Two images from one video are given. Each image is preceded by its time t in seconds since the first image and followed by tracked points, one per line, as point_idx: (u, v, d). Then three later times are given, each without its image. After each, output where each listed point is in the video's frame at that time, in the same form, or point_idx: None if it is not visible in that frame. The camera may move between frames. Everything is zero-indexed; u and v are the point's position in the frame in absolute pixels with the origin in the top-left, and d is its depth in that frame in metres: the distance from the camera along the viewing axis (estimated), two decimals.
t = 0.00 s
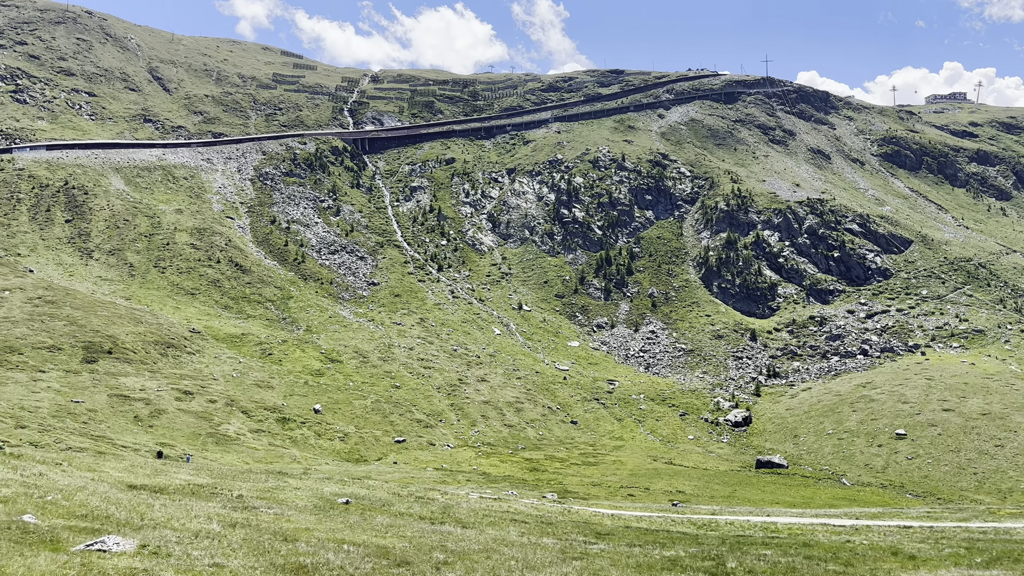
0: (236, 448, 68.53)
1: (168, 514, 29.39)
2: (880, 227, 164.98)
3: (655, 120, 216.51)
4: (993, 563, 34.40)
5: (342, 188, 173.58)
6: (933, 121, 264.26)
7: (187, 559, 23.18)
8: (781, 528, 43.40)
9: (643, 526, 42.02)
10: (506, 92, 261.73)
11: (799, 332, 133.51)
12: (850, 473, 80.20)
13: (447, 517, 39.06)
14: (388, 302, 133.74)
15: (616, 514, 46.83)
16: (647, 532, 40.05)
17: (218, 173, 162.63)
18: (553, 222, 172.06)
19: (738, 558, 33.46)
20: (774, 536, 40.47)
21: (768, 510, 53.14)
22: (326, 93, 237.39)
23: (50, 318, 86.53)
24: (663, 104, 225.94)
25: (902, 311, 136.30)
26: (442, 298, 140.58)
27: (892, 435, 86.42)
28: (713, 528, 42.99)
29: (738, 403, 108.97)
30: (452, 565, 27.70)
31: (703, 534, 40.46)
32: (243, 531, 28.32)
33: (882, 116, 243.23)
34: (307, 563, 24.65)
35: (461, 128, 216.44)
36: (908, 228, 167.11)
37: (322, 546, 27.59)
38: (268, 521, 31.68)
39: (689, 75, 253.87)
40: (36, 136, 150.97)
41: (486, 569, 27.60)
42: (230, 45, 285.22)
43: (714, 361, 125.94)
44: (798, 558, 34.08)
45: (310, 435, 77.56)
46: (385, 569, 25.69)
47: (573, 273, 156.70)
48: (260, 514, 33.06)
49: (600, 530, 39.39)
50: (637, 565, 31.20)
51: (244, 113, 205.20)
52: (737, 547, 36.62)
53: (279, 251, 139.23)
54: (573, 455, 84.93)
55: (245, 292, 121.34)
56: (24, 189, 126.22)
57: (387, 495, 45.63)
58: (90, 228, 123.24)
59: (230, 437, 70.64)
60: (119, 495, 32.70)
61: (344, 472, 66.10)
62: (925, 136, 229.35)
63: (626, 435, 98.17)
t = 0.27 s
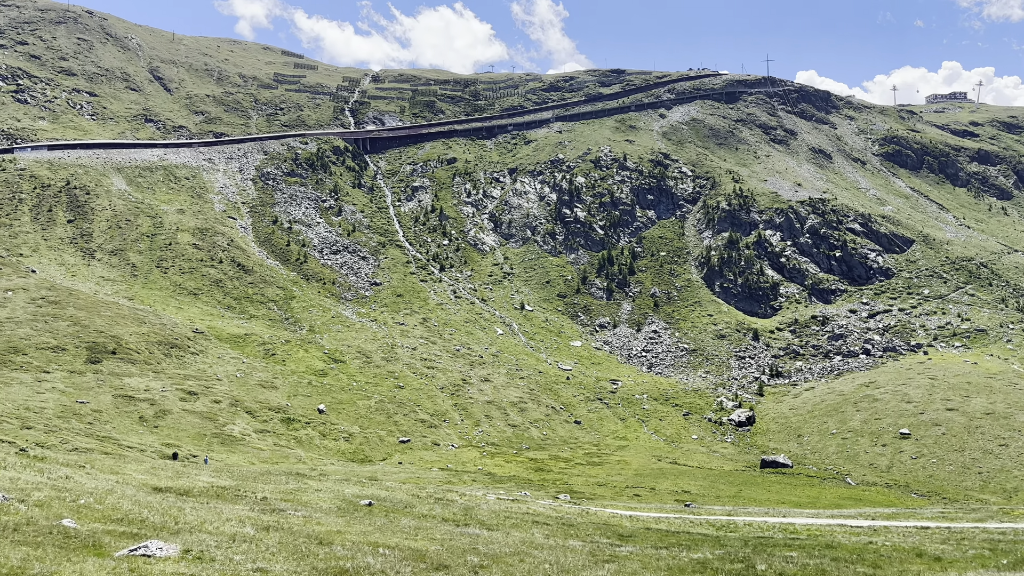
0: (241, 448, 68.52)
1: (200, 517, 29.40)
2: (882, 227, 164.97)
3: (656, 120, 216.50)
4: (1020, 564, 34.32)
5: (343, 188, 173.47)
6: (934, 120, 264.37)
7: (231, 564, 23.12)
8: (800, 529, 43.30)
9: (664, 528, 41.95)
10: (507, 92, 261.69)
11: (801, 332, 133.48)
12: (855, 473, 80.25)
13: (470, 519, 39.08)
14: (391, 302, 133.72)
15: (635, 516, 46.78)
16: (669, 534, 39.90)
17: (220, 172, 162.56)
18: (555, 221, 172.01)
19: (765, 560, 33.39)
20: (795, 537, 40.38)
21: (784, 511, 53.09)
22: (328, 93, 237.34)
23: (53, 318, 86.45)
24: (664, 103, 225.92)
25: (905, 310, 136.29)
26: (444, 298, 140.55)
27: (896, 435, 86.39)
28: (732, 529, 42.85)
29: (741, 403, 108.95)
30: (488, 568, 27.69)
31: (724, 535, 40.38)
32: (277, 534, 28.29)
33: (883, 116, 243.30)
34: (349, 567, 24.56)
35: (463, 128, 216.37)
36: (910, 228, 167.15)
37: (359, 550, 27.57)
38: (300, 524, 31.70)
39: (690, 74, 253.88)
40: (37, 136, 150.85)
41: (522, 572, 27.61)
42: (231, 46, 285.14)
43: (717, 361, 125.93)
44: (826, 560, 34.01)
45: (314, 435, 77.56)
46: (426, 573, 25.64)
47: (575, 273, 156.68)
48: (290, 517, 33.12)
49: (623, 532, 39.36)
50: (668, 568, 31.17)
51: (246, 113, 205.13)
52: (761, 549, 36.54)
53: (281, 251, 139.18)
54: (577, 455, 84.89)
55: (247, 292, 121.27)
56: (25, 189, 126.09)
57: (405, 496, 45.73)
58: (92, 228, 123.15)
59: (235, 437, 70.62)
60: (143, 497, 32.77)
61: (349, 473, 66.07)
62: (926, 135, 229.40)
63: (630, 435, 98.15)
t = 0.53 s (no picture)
0: (245, 451, 68.40)
1: (230, 522, 29.45)
2: (880, 227, 165.19)
3: (655, 121, 216.76)
4: None
5: (343, 190, 173.34)
6: (932, 121, 264.88)
7: (275, 571, 23.04)
8: (816, 530, 43.23)
9: (682, 530, 41.90)
10: (506, 93, 261.75)
11: (801, 332, 133.59)
12: (857, 473, 80.35)
13: (490, 522, 39.10)
14: (391, 303, 133.62)
15: (651, 518, 46.73)
16: (690, 537, 39.79)
17: (219, 174, 162.37)
18: (554, 222, 172.04)
19: (790, 563, 33.40)
20: (814, 539, 40.38)
21: (797, 512, 53.04)
22: (326, 95, 237.25)
23: (54, 321, 86.25)
24: (663, 104, 226.22)
25: (904, 311, 136.49)
26: (444, 299, 140.49)
27: (898, 435, 86.45)
28: (749, 531, 42.84)
29: (742, 403, 109.01)
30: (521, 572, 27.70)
31: (743, 538, 40.33)
32: (310, 539, 28.27)
33: (881, 116, 243.72)
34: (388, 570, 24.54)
35: (461, 129, 216.39)
36: (909, 228, 167.44)
37: (393, 555, 27.56)
38: (329, 528, 31.69)
39: (689, 75, 254.12)
40: (35, 138, 150.58)
41: None
42: (229, 47, 284.98)
43: (717, 361, 125.99)
44: (850, 563, 34.00)
45: (317, 437, 77.51)
46: None
47: (575, 274, 156.72)
48: (317, 521, 33.13)
49: (643, 535, 39.30)
50: (698, 571, 31.21)
51: (244, 115, 204.97)
52: (783, 552, 36.53)
53: (281, 252, 139.06)
54: (579, 457, 84.86)
55: (248, 293, 121.11)
56: (24, 191, 125.77)
57: (421, 499, 45.74)
58: (92, 230, 122.88)
59: (238, 439, 70.53)
60: (164, 501, 32.79)
61: (352, 474, 65.97)
62: (924, 136, 229.87)
63: (632, 436, 98.15)
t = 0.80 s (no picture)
0: (245, 454, 68.24)
1: (258, 529, 29.34)
2: (877, 229, 165.56)
3: (652, 123, 217.02)
4: None
5: (340, 192, 173.15)
6: (927, 123, 265.68)
7: None
8: (831, 534, 43.18)
9: (699, 534, 41.84)
10: (503, 96, 261.89)
11: (799, 334, 133.79)
12: (857, 475, 80.48)
13: (509, 526, 39.03)
14: (389, 306, 133.49)
15: (665, 522, 46.72)
16: (708, 541, 39.75)
17: (216, 176, 162.09)
18: (552, 224, 172.10)
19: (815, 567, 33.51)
20: (831, 543, 40.36)
21: (808, 515, 53.08)
22: (323, 97, 237.10)
23: (53, 324, 85.95)
24: (659, 107, 226.57)
25: (901, 312, 136.80)
26: (442, 301, 140.37)
27: (898, 436, 86.60)
28: (765, 535, 42.78)
29: (741, 405, 109.05)
30: None
31: (761, 542, 40.28)
32: (340, 545, 28.16)
33: (877, 118, 244.42)
34: None
35: (458, 131, 216.41)
36: (906, 230, 167.90)
37: (425, 561, 27.41)
38: (356, 533, 31.54)
39: (685, 78, 254.53)
40: (31, 141, 150.15)
41: None
42: (225, 49, 284.62)
43: (715, 363, 126.11)
44: (872, 566, 34.15)
45: (317, 440, 77.39)
46: None
47: (572, 276, 156.76)
48: (342, 527, 32.96)
49: (662, 539, 39.23)
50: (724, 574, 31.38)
51: (241, 117, 204.68)
52: (803, 555, 36.55)
53: (278, 255, 138.81)
54: (580, 459, 84.81)
55: (246, 296, 120.87)
56: (21, 194, 125.33)
57: (436, 504, 45.71)
58: (89, 233, 122.52)
59: (239, 443, 70.35)
60: (181, 507, 32.65)
61: (354, 478, 65.84)
62: (919, 138, 230.59)
63: (631, 438, 98.16)
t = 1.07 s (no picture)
0: (247, 458, 68.06)
1: (288, 536, 29.32)
2: (875, 232, 165.89)
3: (649, 126, 217.33)
4: None
5: (338, 195, 173.01)
6: (924, 125, 266.50)
7: None
8: (846, 538, 43.14)
9: (716, 538, 41.82)
10: (500, 98, 262.06)
11: (798, 336, 133.91)
12: (859, 477, 80.57)
13: (528, 531, 38.98)
14: (388, 309, 133.34)
15: (680, 526, 46.68)
16: (726, 546, 39.70)
17: (214, 180, 161.84)
18: (550, 227, 172.13)
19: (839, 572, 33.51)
20: (848, 547, 40.28)
21: (820, 519, 53.02)
22: (320, 100, 236.96)
23: (52, 328, 85.66)
24: (657, 110, 226.90)
25: (899, 314, 137.07)
26: (441, 305, 140.21)
27: (898, 439, 86.74)
28: (781, 539, 42.74)
29: (741, 408, 109.08)
30: None
31: (779, 545, 40.29)
32: (373, 553, 28.07)
33: (873, 121, 245.06)
34: None
35: (456, 134, 216.41)
36: (903, 232, 168.30)
37: (457, 568, 27.32)
38: (384, 540, 31.44)
39: (682, 81, 254.96)
40: (29, 144, 149.74)
41: None
42: (222, 53, 284.38)
43: (715, 366, 126.15)
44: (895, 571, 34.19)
45: (318, 444, 77.25)
46: None
47: (571, 279, 156.74)
48: (368, 533, 32.87)
49: (681, 544, 39.18)
50: None
51: (238, 121, 204.41)
52: (824, 560, 36.54)
53: (277, 258, 138.60)
54: (581, 462, 84.73)
55: (244, 300, 120.63)
56: (18, 198, 124.93)
57: (453, 508, 45.77)
58: (87, 237, 122.19)
59: (240, 447, 70.18)
60: (202, 513, 32.60)
61: (355, 482, 65.72)
62: (916, 140, 231.24)
63: (632, 441, 98.15)
